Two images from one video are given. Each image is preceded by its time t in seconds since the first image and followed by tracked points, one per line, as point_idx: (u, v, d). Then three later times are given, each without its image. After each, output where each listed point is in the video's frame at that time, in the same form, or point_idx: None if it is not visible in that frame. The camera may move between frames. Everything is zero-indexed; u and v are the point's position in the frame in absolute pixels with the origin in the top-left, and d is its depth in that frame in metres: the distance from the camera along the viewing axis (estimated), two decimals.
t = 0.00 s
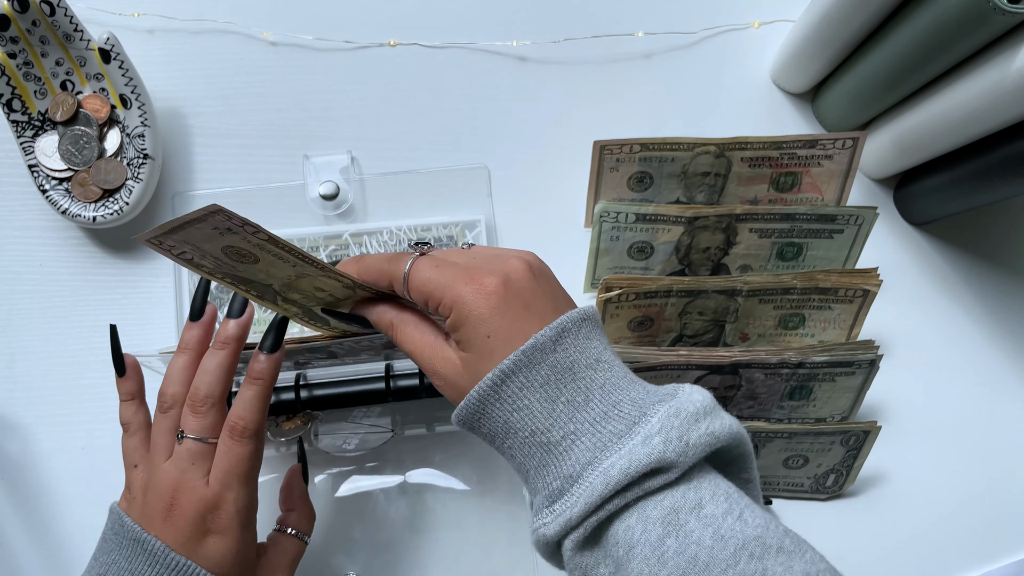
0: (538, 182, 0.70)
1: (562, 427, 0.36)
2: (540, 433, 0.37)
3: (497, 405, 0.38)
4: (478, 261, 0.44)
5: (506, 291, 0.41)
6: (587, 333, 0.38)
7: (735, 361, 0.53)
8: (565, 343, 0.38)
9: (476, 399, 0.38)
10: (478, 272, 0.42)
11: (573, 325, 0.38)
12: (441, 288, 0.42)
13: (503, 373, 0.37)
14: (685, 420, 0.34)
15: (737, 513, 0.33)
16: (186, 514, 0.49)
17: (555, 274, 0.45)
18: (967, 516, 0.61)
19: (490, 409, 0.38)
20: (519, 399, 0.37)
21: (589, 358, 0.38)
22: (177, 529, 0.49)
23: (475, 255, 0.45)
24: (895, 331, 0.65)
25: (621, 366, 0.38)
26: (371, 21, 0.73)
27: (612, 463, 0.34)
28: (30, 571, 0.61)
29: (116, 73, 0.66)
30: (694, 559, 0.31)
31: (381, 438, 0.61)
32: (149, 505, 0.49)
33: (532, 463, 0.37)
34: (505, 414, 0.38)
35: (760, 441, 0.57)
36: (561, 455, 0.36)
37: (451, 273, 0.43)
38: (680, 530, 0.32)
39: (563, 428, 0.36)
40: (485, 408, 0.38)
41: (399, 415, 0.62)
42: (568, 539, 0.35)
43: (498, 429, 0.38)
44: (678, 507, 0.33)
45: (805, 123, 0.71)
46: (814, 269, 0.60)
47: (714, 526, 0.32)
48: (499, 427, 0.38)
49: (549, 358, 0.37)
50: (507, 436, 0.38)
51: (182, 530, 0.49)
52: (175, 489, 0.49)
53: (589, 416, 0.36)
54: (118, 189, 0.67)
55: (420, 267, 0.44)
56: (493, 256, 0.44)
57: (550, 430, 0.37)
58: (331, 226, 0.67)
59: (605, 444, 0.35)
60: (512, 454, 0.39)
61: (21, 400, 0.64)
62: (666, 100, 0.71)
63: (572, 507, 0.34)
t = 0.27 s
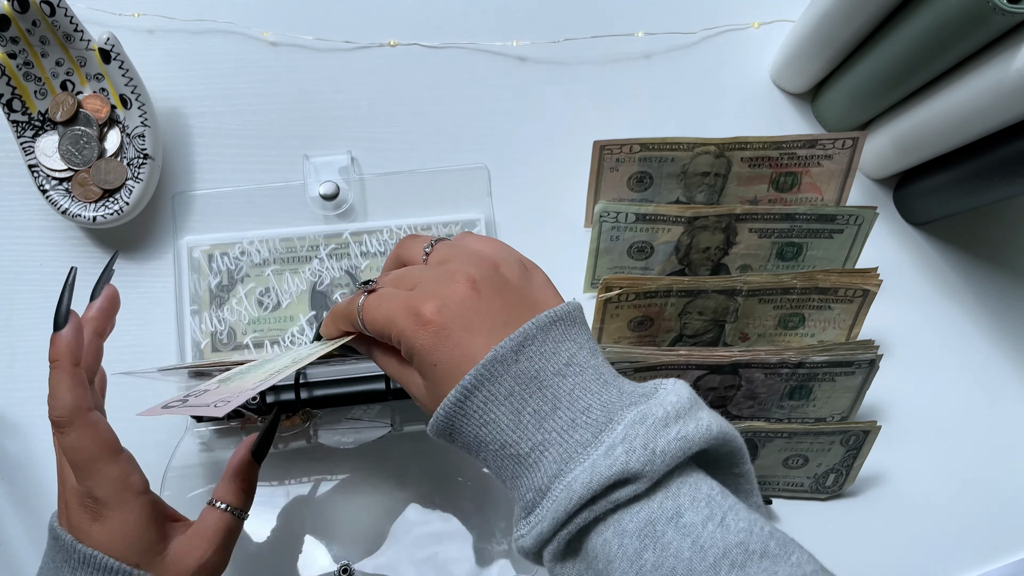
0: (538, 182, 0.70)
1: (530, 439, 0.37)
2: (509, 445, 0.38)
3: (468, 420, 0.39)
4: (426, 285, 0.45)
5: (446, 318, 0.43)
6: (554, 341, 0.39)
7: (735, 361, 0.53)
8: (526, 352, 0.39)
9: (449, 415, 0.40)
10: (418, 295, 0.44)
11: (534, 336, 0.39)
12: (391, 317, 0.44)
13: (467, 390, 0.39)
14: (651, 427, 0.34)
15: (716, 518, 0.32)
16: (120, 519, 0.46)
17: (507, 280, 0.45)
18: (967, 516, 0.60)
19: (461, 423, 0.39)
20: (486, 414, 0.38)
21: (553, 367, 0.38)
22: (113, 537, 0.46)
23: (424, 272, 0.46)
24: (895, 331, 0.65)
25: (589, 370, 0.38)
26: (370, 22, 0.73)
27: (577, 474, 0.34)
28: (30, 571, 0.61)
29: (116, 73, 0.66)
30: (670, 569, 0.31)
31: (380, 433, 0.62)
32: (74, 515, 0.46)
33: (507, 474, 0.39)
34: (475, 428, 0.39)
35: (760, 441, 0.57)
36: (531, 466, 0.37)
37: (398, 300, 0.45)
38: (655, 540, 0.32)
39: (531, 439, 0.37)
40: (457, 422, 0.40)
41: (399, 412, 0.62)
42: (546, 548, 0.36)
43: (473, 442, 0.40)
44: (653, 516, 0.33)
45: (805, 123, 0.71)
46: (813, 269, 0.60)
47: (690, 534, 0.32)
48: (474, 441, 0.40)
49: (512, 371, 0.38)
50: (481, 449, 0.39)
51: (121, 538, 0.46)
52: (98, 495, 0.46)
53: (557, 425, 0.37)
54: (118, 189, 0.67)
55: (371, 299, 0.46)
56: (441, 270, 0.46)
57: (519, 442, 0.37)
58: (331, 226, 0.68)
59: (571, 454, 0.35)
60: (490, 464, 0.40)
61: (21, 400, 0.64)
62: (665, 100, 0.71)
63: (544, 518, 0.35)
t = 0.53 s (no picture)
0: (538, 182, 0.70)
1: (628, 480, 0.35)
2: (602, 482, 0.35)
3: (553, 451, 0.36)
4: (519, 281, 0.38)
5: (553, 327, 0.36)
6: (647, 378, 0.36)
7: (735, 361, 0.53)
8: (631, 383, 0.36)
9: (525, 440, 0.36)
10: (497, 294, 0.37)
11: (640, 359, 0.36)
12: (468, 314, 0.37)
13: (565, 413, 0.35)
14: (769, 485, 0.34)
15: None
16: (101, 480, 0.47)
17: (604, 286, 0.38)
18: (968, 517, 0.60)
19: (545, 450, 0.36)
20: (583, 444, 0.35)
21: (657, 396, 0.36)
22: (89, 498, 0.46)
23: (507, 264, 0.39)
24: (895, 331, 0.65)
25: (683, 405, 0.37)
26: (370, 21, 0.73)
27: (684, 532, 0.34)
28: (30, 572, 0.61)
29: (116, 72, 0.66)
30: None
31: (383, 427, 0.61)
32: (57, 471, 0.48)
33: (585, 510, 0.36)
34: (561, 457, 0.35)
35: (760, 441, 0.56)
36: (627, 507, 0.35)
37: (480, 294, 0.37)
38: None
39: (631, 478, 0.35)
40: (539, 448, 0.36)
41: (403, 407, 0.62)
42: None
43: (545, 471, 0.36)
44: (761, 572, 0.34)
45: (805, 123, 0.71)
46: (813, 269, 0.60)
47: None
48: (547, 471, 0.36)
49: (619, 398, 0.35)
50: (559, 479, 0.36)
51: (98, 499, 0.47)
52: (87, 458, 0.47)
53: (650, 471, 0.35)
54: (117, 189, 0.67)
55: (449, 285, 0.38)
56: (524, 266, 0.39)
57: (614, 480, 0.35)
58: (334, 226, 0.68)
59: (676, 507, 0.34)
60: (555, 500, 0.37)
61: (20, 400, 0.64)
62: (666, 100, 0.71)
63: (642, 567, 0.34)
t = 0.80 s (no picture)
0: (538, 182, 0.70)
1: None
2: None
3: None
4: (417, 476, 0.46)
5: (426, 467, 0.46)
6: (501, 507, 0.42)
7: (735, 361, 0.53)
8: (474, 517, 0.42)
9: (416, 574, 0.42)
10: (427, 444, 0.47)
11: (522, 467, 0.43)
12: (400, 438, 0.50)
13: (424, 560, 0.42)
14: None
15: None
16: (118, 477, 0.47)
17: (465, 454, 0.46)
18: (968, 517, 0.60)
19: (444, 553, 0.41)
20: None
21: (541, 500, 0.42)
22: (102, 492, 0.47)
23: (422, 421, 0.49)
24: (895, 331, 0.65)
25: (569, 510, 0.43)
26: (370, 22, 0.73)
27: None
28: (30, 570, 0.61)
29: (117, 73, 0.66)
30: None
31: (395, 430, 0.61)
32: (71, 468, 0.48)
33: None
34: (460, 556, 0.41)
35: (759, 440, 0.56)
36: None
37: (416, 439, 0.48)
38: None
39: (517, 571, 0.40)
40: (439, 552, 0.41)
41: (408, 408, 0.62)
42: None
43: None
44: None
45: (805, 123, 0.71)
46: (813, 269, 0.60)
47: None
48: None
49: (501, 497, 0.42)
50: None
51: (111, 494, 0.47)
52: (102, 456, 0.48)
53: None
54: (118, 189, 0.67)
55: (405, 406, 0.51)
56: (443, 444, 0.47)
57: None
58: (341, 232, 0.67)
59: None
60: None
61: (22, 399, 0.64)
62: (665, 99, 0.72)
63: None
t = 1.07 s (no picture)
0: (538, 182, 0.70)
1: (517, 537, 0.36)
2: (496, 541, 0.36)
3: (457, 510, 0.37)
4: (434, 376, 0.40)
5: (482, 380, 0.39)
6: (549, 440, 0.38)
7: (735, 360, 0.53)
8: (525, 448, 0.37)
9: (448, 496, 0.37)
10: (486, 359, 0.40)
11: (535, 431, 0.38)
12: (448, 338, 0.40)
13: (462, 478, 0.37)
14: (641, 538, 0.35)
15: None
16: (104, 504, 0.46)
17: (524, 379, 0.41)
18: (967, 516, 0.61)
19: (448, 512, 0.37)
20: (478, 505, 0.37)
21: (551, 464, 0.37)
22: (89, 518, 0.46)
23: (488, 332, 0.41)
24: (894, 331, 0.66)
25: (583, 469, 0.38)
26: (370, 22, 0.74)
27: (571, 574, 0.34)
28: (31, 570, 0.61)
29: (117, 73, 0.66)
30: None
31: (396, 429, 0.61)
32: (60, 492, 0.47)
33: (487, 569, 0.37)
34: (462, 518, 0.37)
35: (759, 440, 0.56)
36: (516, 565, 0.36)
37: (470, 346, 0.40)
38: None
39: (519, 537, 0.36)
40: (444, 511, 0.37)
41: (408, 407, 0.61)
42: None
43: (455, 531, 0.38)
44: None
45: (804, 123, 0.71)
46: (813, 269, 0.60)
47: None
48: (456, 531, 0.38)
49: (507, 466, 0.37)
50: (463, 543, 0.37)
51: (97, 521, 0.46)
52: (89, 481, 0.47)
53: (549, 523, 0.36)
54: (118, 190, 0.67)
55: (469, 312, 0.41)
56: (499, 360, 0.40)
57: (506, 539, 0.36)
58: (342, 231, 0.68)
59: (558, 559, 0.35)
60: (467, 554, 0.38)
61: (23, 399, 0.64)
62: (665, 99, 0.72)
63: None
